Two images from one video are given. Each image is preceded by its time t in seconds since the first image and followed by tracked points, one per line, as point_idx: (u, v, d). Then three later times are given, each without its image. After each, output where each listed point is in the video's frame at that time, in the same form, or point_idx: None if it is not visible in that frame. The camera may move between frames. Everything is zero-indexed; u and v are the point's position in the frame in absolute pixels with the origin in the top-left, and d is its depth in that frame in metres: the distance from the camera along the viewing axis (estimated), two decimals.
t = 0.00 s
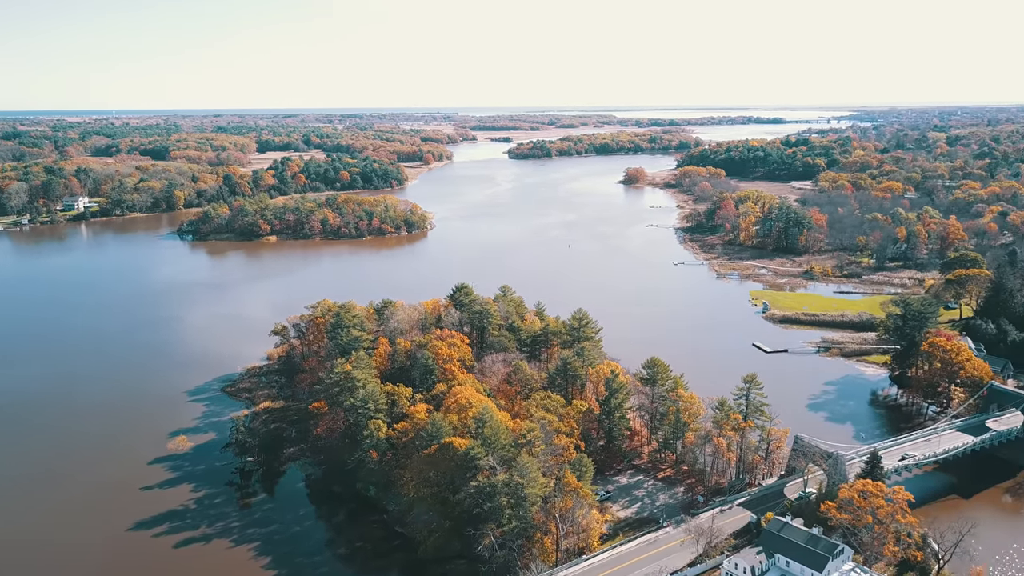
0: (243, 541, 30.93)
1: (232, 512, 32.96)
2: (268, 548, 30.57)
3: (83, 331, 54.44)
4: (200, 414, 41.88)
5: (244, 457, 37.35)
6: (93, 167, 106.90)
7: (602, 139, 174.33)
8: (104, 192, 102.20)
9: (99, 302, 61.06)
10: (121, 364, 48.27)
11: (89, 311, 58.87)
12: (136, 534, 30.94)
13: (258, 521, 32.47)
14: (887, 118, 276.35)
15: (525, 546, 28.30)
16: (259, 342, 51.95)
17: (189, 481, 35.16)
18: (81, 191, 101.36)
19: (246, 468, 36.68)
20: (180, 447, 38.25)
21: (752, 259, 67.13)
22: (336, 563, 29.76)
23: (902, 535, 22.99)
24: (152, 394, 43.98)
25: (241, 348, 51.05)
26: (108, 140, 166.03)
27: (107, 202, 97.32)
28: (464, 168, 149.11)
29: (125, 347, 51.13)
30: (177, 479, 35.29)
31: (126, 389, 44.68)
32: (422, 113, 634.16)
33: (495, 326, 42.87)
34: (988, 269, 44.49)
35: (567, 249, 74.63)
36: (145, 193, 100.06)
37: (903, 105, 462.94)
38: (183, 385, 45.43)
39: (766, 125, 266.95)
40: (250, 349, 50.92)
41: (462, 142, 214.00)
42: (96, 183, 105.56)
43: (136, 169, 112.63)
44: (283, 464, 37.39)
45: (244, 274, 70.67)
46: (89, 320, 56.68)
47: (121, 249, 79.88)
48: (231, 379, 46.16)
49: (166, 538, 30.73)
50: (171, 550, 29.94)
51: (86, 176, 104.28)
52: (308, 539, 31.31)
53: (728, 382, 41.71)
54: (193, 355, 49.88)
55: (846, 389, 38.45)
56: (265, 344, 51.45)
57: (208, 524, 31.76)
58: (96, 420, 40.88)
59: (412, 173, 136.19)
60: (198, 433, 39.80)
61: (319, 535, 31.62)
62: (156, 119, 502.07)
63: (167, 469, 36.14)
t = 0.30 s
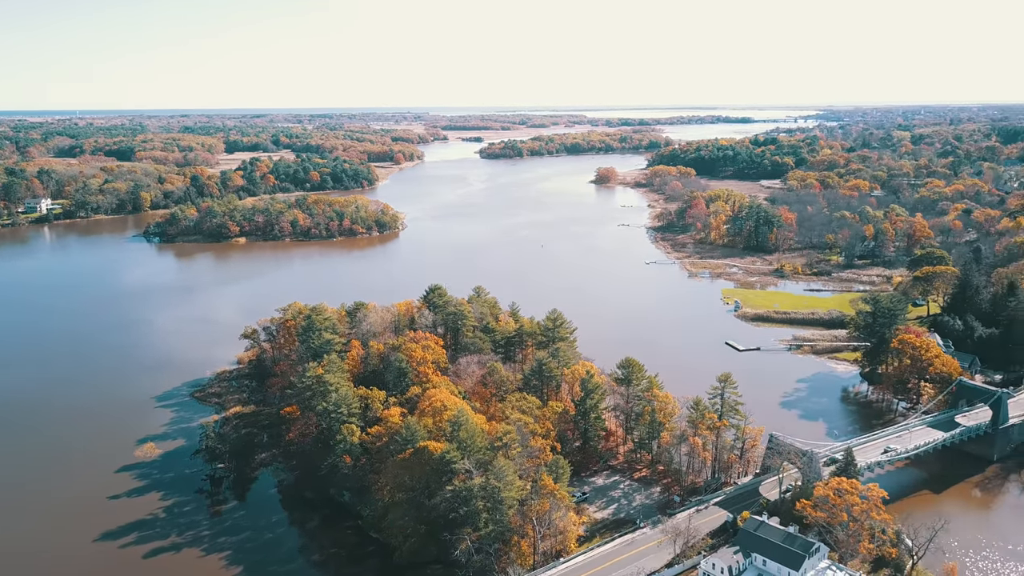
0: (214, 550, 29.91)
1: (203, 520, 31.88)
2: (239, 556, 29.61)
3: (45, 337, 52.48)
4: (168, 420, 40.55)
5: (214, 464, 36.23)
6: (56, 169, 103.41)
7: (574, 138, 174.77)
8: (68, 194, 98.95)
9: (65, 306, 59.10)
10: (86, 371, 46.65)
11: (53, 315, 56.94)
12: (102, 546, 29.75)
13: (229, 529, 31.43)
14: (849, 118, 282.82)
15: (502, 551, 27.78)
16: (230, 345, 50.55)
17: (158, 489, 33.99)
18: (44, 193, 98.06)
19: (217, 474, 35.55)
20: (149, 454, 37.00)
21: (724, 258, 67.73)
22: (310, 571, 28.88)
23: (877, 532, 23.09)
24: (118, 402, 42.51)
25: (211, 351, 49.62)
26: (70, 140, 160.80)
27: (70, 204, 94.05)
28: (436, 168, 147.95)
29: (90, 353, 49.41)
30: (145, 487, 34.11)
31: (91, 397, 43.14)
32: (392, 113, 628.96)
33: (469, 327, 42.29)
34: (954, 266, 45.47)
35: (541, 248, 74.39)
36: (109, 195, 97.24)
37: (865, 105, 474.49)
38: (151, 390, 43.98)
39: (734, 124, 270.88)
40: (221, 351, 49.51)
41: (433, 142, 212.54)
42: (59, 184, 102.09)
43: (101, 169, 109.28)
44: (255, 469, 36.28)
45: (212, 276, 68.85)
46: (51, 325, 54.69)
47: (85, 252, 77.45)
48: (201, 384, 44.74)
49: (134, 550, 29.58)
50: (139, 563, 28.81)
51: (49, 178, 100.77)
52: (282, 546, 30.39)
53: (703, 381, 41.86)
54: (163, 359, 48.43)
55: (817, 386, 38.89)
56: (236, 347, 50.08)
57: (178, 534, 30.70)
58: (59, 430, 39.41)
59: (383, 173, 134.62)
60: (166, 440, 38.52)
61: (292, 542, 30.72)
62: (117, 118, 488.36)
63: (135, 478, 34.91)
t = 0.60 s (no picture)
0: (183, 560, 28.78)
1: (172, 530, 30.72)
2: (210, 566, 28.56)
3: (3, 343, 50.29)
4: (134, 427, 39.08)
5: (183, 472, 35.00)
6: (15, 171, 99.32)
7: (544, 138, 174.94)
8: (27, 197, 95.23)
9: (27, 310, 56.81)
10: (47, 378, 44.82)
11: (12, 319, 54.73)
12: (66, 559, 28.43)
13: (198, 538, 30.33)
14: (811, 117, 289.26)
15: (478, 555, 27.17)
16: (200, 348, 49.05)
17: (125, 498, 32.71)
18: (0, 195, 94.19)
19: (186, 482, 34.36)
20: (115, 462, 35.61)
21: (694, 257, 68.26)
22: None
23: (852, 529, 23.18)
24: (80, 410, 40.85)
25: (180, 355, 48.06)
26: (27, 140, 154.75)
27: (30, 207, 90.47)
28: (407, 168, 146.44)
29: (51, 360, 47.42)
30: (111, 497, 32.75)
31: (53, 406, 41.38)
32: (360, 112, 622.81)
33: (443, 329, 41.58)
34: (919, 263, 46.47)
35: (513, 249, 74.01)
36: (72, 197, 93.90)
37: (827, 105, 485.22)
38: (116, 397, 42.37)
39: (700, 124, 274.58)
40: (189, 356, 47.99)
41: (403, 142, 210.69)
42: (20, 187, 97.90)
43: (64, 171, 105.33)
44: (225, 476, 35.13)
45: (178, 278, 66.83)
46: (9, 330, 52.43)
47: (45, 255, 74.64)
48: (168, 390, 43.28)
49: (100, 562, 28.32)
50: None
51: (8, 179, 96.51)
52: (253, 555, 29.41)
53: (679, 379, 41.94)
54: (129, 365, 46.69)
55: (788, 384, 39.29)
56: (205, 351, 48.59)
57: (146, 544, 29.52)
58: (19, 439, 37.68)
59: (352, 174, 132.82)
60: (133, 447, 37.12)
61: (264, 550, 29.77)
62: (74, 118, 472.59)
63: (101, 487, 33.53)
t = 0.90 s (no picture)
0: (152, 571, 27.71)
1: (141, 539, 29.59)
2: None
3: None
4: (100, 434, 37.66)
5: (152, 479, 33.79)
6: None
7: (515, 138, 174.66)
8: None
9: None
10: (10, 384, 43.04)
11: None
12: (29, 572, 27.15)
13: (168, 548, 29.24)
14: (776, 118, 294.82)
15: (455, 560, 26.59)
16: (168, 352, 47.50)
17: (92, 508, 31.45)
18: None
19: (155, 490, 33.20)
20: (81, 470, 34.24)
21: (666, 255, 68.72)
22: None
23: (827, 526, 23.17)
24: (44, 418, 39.25)
25: (149, 359, 46.57)
26: None
27: None
28: (377, 168, 144.79)
29: (12, 366, 45.52)
30: (77, 506, 31.50)
31: (15, 414, 39.72)
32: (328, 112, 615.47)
33: (416, 331, 40.79)
34: (887, 260, 47.34)
35: (487, 249, 73.54)
36: (34, 199, 90.62)
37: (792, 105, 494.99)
38: (81, 404, 40.81)
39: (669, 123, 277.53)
40: (158, 360, 46.51)
41: (373, 142, 208.43)
42: None
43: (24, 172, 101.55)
44: (195, 483, 34.01)
45: (144, 281, 64.82)
46: None
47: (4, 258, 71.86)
48: (135, 396, 41.84)
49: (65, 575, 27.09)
50: None
51: None
52: (225, 563, 28.44)
53: (654, 378, 41.97)
54: (95, 369, 45.07)
55: (761, 381, 39.65)
56: (175, 354, 47.15)
57: (114, 555, 28.36)
58: None
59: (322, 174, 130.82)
60: (99, 455, 35.75)
61: (235, 558, 28.80)
62: (30, 118, 457.24)
63: (66, 497, 32.19)
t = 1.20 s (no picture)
0: None
1: (110, 550, 28.52)
2: None
3: None
4: (66, 442, 36.25)
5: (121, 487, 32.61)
6: None
7: (487, 138, 174.11)
8: None
9: None
10: None
11: None
12: None
13: (138, 558, 28.22)
14: (744, 118, 299.63)
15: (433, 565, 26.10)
16: (137, 357, 46.00)
17: (59, 519, 30.20)
18: None
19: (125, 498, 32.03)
20: (46, 480, 32.87)
21: (639, 255, 69.01)
22: None
23: (805, 525, 23.19)
24: (9, 426, 37.73)
25: (120, 364, 45.15)
26: None
27: None
28: (349, 168, 143.22)
29: None
30: (44, 517, 30.24)
31: None
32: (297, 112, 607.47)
33: (391, 333, 39.96)
34: (857, 258, 48.11)
35: (460, 249, 72.95)
36: None
37: (760, 105, 502.99)
38: (46, 412, 39.29)
39: (640, 123, 279.70)
40: (130, 364, 45.12)
41: (344, 142, 205.84)
42: None
43: None
44: (165, 491, 32.90)
45: (110, 284, 62.89)
46: None
47: None
48: (104, 401, 40.46)
49: None
50: None
51: None
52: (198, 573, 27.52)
53: (631, 377, 41.95)
54: (64, 375, 43.61)
55: (736, 380, 39.98)
56: (147, 358, 45.79)
57: (82, 566, 27.27)
58: None
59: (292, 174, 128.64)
60: (66, 464, 34.41)
61: (207, 566, 27.91)
62: None
63: (31, 507, 30.88)
